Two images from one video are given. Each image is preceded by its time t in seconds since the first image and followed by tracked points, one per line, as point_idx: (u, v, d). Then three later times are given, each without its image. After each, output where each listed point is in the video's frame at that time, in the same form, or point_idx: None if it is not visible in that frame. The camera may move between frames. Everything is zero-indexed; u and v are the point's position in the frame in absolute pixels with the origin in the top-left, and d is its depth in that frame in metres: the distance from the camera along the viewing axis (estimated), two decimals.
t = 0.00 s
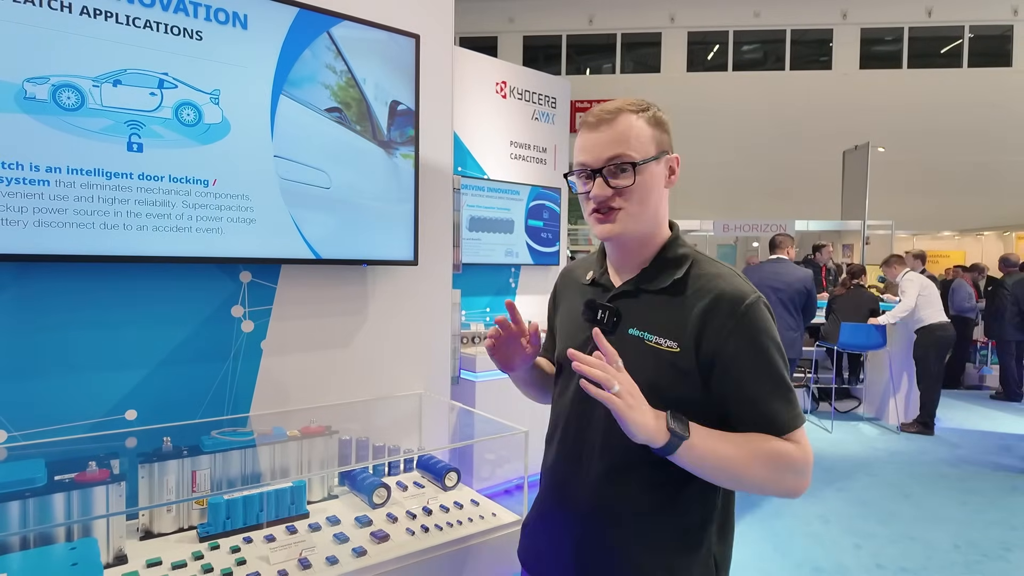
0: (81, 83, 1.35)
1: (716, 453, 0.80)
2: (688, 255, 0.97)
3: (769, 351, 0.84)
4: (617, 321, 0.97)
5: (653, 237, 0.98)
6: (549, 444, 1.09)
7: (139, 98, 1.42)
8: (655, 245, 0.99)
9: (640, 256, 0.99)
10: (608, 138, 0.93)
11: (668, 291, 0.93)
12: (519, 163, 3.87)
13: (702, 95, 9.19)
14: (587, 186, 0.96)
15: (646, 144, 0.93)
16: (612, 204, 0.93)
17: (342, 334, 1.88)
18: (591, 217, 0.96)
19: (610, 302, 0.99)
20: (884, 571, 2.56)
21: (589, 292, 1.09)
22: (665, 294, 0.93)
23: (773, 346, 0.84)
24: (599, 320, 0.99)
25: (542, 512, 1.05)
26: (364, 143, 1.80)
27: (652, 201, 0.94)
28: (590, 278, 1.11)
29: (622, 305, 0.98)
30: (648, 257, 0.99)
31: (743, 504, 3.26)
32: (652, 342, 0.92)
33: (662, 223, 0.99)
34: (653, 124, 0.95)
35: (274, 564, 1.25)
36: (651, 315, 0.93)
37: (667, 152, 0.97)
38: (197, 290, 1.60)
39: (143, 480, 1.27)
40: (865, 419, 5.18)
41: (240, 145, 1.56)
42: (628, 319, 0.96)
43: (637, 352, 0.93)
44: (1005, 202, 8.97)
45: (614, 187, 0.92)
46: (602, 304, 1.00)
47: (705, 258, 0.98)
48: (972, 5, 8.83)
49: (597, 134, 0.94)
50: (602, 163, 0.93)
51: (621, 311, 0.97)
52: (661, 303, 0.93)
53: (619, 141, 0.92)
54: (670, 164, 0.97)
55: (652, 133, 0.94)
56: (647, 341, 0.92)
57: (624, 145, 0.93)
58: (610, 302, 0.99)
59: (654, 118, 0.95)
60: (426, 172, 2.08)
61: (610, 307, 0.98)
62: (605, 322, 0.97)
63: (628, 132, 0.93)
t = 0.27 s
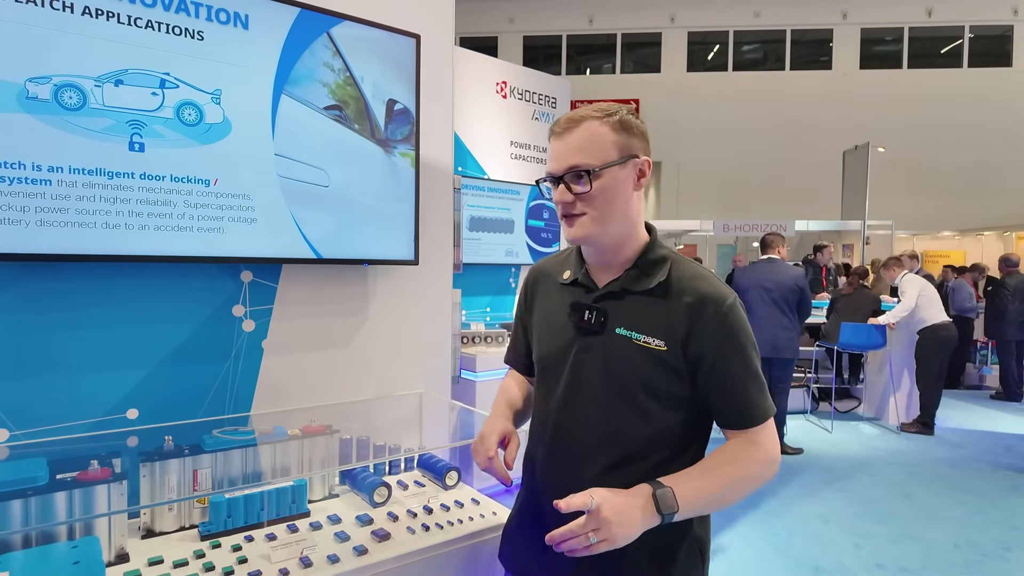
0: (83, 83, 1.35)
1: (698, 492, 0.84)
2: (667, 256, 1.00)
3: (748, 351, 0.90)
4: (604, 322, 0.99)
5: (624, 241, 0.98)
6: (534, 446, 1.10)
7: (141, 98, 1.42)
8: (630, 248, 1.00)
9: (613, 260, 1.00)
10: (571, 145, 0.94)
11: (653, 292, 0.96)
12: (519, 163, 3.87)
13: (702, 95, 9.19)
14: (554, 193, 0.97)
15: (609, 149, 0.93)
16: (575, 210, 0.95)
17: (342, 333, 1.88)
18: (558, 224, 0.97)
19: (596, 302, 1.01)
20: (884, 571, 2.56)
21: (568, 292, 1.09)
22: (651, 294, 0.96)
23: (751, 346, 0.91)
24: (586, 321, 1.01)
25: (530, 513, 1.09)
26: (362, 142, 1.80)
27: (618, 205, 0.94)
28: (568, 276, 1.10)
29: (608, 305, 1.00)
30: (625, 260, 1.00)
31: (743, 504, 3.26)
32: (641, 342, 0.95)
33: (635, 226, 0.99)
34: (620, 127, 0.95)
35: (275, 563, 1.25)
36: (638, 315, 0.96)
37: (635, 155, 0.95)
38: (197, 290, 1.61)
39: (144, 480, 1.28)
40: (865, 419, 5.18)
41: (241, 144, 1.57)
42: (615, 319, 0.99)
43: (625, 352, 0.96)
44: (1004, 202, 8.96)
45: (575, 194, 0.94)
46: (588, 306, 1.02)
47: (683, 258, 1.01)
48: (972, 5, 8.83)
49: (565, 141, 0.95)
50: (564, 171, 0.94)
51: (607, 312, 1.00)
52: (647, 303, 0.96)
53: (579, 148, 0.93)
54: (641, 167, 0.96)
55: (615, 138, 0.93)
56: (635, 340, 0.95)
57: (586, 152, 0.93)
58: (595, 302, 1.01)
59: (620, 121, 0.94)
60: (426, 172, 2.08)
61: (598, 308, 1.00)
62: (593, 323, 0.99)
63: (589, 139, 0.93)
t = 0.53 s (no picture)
0: (85, 83, 1.36)
1: (669, 474, 0.87)
2: (634, 251, 1.03)
3: (715, 337, 0.95)
4: (580, 317, 1.01)
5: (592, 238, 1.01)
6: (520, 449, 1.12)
7: (143, 98, 1.43)
8: (597, 244, 1.03)
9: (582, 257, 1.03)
10: (540, 146, 0.97)
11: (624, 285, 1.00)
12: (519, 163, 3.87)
13: (703, 95, 9.19)
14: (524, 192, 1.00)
15: (576, 150, 0.96)
16: (546, 208, 0.97)
17: (343, 333, 1.88)
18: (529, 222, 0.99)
19: (570, 299, 1.03)
20: (884, 570, 2.56)
21: (540, 291, 1.11)
22: (622, 287, 1.00)
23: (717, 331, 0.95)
24: (562, 318, 1.02)
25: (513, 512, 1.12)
26: (362, 141, 1.80)
27: (586, 204, 0.98)
28: (541, 274, 1.12)
29: (582, 302, 1.03)
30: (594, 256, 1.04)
31: (743, 504, 3.26)
32: (615, 333, 0.98)
33: (601, 224, 1.02)
34: (586, 130, 0.99)
35: (276, 561, 1.26)
36: (611, 308, 0.99)
37: (601, 156, 0.99)
38: (199, 289, 1.61)
39: (146, 479, 1.28)
40: (865, 419, 5.18)
41: (242, 144, 1.57)
42: (590, 314, 1.01)
43: (601, 345, 0.99)
44: (1005, 202, 8.96)
45: (544, 191, 0.96)
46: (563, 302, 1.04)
47: (649, 251, 1.05)
48: (972, 6, 8.84)
49: (534, 141, 0.98)
50: (535, 169, 0.97)
51: (582, 307, 1.02)
52: (619, 297, 0.99)
53: (549, 149, 0.96)
54: (606, 168, 1.00)
55: (581, 139, 0.97)
56: (609, 333, 0.98)
57: (555, 151, 0.96)
58: (569, 299, 1.04)
59: (586, 123, 0.98)
60: (427, 172, 2.08)
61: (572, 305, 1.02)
62: (569, 319, 1.01)
63: (558, 140, 0.96)
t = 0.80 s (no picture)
0: (86, 83, 1.36)
1: (623, 415, 0.88)
2: (603, 242, 1.08)
3: (685, 309, 0.99)
4: (560, 310, 1.03)
5: (571, 235, 1.05)
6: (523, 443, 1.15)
7: (143, 98, 1.43)
8: (576, 240, 1.07)
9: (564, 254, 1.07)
10: (518, 149, 0.99)
11: (598, 273, 1.04)
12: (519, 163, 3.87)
13: (703, 94, 9.19)
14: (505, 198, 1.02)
15: (551, 152, 1.00)
16: (530, 209, 1.00)
17: (344, 333, 1.89)
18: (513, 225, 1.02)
19: (549, 294, 1.05)
20: (884, 570, 2.56)
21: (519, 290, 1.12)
22: (596, 275, 1.04)
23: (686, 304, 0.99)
24: (544, 312, 1.04)
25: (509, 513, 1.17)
26: (362, 139, 1.81)
27: (565, 203, 1.02)
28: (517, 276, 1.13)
29: (561, 294, 1.05)
30: (570, 252, 1.07)
31: (743, 504, 3.27)
32: (595, 318, 1.01)
33: (577, 221, 1.07)
34: (555, 134, 1.03)
35: (277, 561, 1.26)
36: (587, 296, 1.03)
37: (571, 157, 1.04)
38: (199, 289, 1.61)
39: (146, 478, 1.28)
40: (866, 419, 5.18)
41: (243, 144, 1.57)
42: (570, 304, 1.03)
43: (583, 332, 1.02)
44: (1006, 201, 8.96)
45: (530, 193, 0.99)
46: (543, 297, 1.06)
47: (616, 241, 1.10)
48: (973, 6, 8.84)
49: (507, 148, 1.00)
50: (517, 174, 0.99)
51: (562, 300, 1.04)
52: (594, 285, 1.03)
53: (527, 153, 0.99)
54: (576, 167, 1.05)
55: (554, 142, 1.01)
56: (590, 319, 1.02)
57: (533, 155, 0.99)
58: (548, 293, 1.06)
59: (555, 127, 1.02)
60: (427, 172, 2.08)
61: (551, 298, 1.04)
62: (549, 312, 1.04)
63: (534, 144, 0.99)
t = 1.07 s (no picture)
0: (88, 85, 1.37)
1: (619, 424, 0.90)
2: (607, 242, 1.07)
3: (684, 311, 0.97)
4: (560, 309, 1.04)
5: (571, 235, 1.06)
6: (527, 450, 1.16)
7: (146, 99, 1.43)
8: (577, 239, 1.07)
9: (564, 252, 1.08)
10: (514, 151, 1.01)
11: (599, 273, 1.03)
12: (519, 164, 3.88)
13: (704, 94, 9.18)
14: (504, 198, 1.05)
15: (548, 154, 1.01)
16: (524, 210, 1.02)
17: (344, 333, 1.89)
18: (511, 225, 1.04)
19: (551, 293, 1.06)
20: (885, 570, 2.56)
21: (524, 289, 1.13)
22: (597, 275, 1.03)
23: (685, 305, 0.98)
24: (544, 310, 1.05)
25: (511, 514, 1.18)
26: (362, 139, 1.81)
27: (562, 204, 1.02)
28: (524, 276, 1.14)
29: (561, 294, 1.05)
30: (573, 250, 1.08)
31: (744, 504, 3.27)
32: (593, 317, 1.01)
33: (579, 221, 1.07)
34: (555, 135, 1.04)
35: (278, 560, 1.27)
36: (588, 296, 1.03)
37: (571, 158, 1.04)
38: (201, 289, 1.62)
39: (149, 478, 1.28)
40: (867, 419, 5.18)
41: (245, 145, 1.58)
42: (569, 304, 1.04)
43: (582, 331, 1.02)
44: (1006, 201, 8.95)
45: (524, 194, 1.01)
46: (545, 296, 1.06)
47: (622, 242, 1.09)
48: (973, 6, 8.83)
49: (506, 150, 1.02)
50: (513, 175, 1.01)
51: (562, 299, 1.05)
52: (595, 285, 1.03)
53: (523, 154, 1.01)
54: (578, 168, 1.05)
55: (552, 143, 1.02)
56: (588, 318, 1.01)
57: (528, 157, 1.01)
58: (550, 292, 1.06)
59: (555, 129, 1.03)
60: (427, 172, 2.08)
61: (552, 297, 1.05)
62: (549, 311, 1.04)
63: (530, 146, 1.01)
